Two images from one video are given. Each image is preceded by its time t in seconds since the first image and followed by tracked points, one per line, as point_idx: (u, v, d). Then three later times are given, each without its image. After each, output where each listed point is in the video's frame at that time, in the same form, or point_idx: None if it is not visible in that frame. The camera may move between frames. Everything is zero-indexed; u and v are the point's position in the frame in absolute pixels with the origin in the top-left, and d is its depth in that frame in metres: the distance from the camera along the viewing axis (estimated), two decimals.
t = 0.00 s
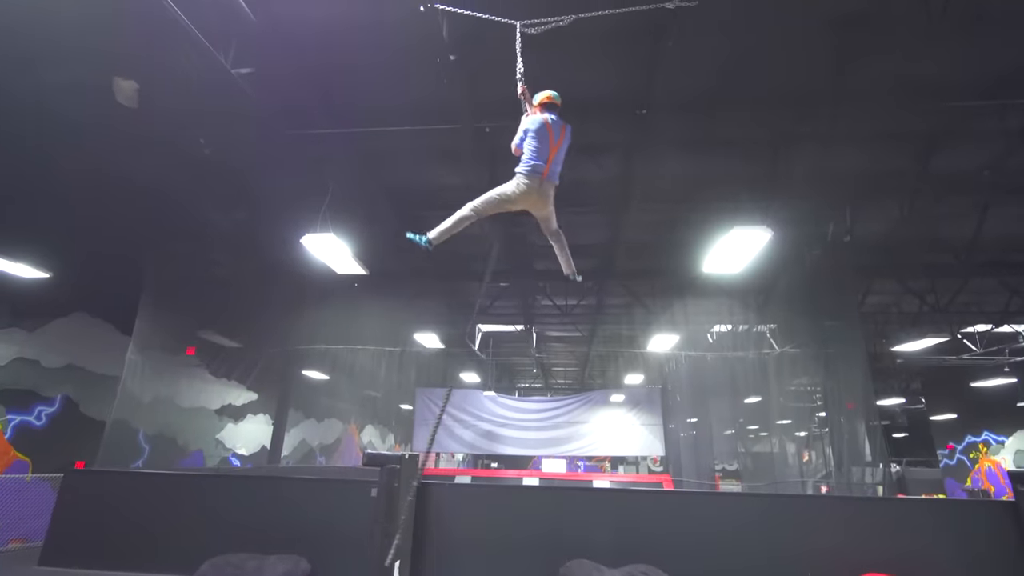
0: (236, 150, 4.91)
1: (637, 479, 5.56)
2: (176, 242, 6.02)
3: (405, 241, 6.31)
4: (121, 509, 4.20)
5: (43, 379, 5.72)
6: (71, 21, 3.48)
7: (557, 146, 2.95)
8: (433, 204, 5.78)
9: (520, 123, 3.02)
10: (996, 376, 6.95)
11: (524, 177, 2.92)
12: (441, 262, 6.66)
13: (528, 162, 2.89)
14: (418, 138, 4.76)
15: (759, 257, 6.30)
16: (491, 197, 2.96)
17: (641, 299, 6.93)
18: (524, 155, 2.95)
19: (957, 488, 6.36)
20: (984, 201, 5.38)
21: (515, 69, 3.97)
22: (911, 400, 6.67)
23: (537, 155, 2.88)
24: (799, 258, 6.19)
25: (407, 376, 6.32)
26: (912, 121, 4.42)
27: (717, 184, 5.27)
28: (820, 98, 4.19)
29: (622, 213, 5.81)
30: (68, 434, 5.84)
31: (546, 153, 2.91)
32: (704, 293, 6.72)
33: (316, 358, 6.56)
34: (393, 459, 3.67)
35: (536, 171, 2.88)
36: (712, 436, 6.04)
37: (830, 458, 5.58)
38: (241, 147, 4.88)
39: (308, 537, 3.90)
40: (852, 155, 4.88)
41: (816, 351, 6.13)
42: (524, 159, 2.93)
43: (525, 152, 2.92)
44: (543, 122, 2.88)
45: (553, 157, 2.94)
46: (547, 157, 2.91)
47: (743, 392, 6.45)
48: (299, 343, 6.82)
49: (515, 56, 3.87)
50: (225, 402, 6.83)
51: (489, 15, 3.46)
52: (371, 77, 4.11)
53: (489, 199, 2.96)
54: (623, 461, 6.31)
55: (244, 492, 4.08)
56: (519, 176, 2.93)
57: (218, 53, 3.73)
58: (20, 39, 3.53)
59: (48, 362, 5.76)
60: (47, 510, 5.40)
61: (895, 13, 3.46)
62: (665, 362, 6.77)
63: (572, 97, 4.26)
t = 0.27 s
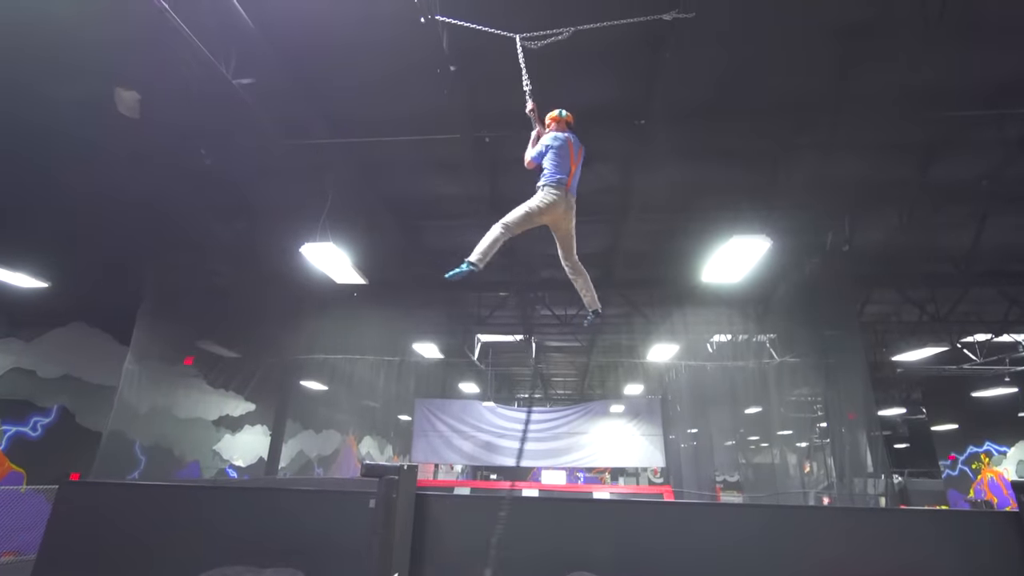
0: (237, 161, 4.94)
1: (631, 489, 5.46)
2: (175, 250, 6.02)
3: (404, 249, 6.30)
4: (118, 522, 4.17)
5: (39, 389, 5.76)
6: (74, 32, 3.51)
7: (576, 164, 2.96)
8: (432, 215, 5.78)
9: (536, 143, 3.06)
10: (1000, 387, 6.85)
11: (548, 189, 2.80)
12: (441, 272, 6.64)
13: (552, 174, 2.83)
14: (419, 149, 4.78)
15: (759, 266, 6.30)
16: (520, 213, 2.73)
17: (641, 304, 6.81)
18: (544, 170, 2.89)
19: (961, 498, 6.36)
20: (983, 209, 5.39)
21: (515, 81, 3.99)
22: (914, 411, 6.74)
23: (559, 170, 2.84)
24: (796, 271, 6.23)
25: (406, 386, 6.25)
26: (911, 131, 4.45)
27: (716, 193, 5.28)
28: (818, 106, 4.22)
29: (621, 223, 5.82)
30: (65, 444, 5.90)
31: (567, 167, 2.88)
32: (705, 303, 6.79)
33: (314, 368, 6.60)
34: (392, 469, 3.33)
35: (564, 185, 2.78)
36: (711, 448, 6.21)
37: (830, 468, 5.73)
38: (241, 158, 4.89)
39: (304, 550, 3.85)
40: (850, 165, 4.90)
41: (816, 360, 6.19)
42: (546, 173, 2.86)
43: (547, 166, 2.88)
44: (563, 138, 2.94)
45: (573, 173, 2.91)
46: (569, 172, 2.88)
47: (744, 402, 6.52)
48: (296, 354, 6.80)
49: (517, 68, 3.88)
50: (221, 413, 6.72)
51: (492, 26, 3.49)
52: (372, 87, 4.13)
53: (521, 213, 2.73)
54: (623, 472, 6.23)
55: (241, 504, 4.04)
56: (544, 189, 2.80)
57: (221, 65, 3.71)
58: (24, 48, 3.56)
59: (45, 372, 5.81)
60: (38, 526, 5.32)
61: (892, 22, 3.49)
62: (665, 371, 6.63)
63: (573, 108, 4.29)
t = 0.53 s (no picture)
0: (240, 172, 4.99)
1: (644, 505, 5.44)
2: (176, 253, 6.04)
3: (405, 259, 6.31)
4: (114, 533, 4.13)
5: (37, 402, 5.70)
6: (84, 43, 3.56)
7: (559, 188, 3.07)
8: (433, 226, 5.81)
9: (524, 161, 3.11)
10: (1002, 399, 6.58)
11: (537, 212, 2.87)
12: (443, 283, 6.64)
13: (539, 196, 2.90)
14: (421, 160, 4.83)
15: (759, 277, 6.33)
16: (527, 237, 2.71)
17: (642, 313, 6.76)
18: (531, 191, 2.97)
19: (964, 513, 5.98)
20: (980, 219, 5.44)
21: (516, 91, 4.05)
22: (914, 423, 6.58)
23: (546, 194, 2.92)
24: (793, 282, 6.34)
25: (406, 398, 6.23)
26: (907, 143, 4.51)
27: (716, 205, 5.31)
28: (815, 118, 4.29)
29: (621, 234, 5.86)
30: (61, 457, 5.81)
31: (553, 192, 2.98)
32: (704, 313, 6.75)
33: (314, 380, 6.43)
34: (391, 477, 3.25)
35: (552, 211, 2.87)
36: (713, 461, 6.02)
37: (833, 482, 5.69)
38: (243, 168, 4.94)
39: (301, 561, 3.80)
40: (848, 177, 4.96)
41: (819, 369, 6.12)
42: (534, 193, 2.93)
43: (536, 187, 2.95)
44: (554, 162, 3.02)
45: (557, 197, 3.02)
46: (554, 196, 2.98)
47: (745, 414, 6.42)
48: (297, 364, 6.60)
49: (519, 79, 3.94)
50: (220, 424, 6.36)
51: (495, 38, 3.55)
52: (375, 98, 4.17)
53: (532, 237, 2.71)
54: (623, 486, 6.18)
55: (239, 514, 4.01)
56: (534, 210, 2.86)
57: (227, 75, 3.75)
58: (33, 56, 3.62)
59: (44, 381, 5.77)
60: (35, 535, 5.26)
61: (886, 37, 3.57)
62: (666, 383, 6.61)
63: (573, 120, 4.36)
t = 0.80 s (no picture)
0: (245, 174, 5.03)
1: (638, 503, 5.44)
2: (182, 254, 6.07)
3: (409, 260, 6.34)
4: (118, 533, 4.14)
5: (41, 403, 5.70)
6: (97, 45, 3.61)
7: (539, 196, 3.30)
8: (437, 228, 5.83)
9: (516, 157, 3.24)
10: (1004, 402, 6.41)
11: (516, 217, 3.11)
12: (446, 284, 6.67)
13: (522, 202, 3.12)
14: (426, 161, 4.86)
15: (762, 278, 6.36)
16: (498, 235, 3.03)
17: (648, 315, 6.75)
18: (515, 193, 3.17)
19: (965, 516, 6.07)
20: (981, 221, 5.46)
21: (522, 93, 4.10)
22: (916, 428, 6.25)
23: (526, 201, 3.15)
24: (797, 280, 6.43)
25: (410, 400, 6.08)
26: (907, 146, 4.56)
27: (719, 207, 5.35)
28: (816, 121, 4.34)
29: (624, 236, 5.89)
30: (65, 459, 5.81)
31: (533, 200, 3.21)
32: (706, 315, 6.67)
33: (314, 382, 6.36)
34: (398, 477, 3.64)
35: (526, 218, 3.13)
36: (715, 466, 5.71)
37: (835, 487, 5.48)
38: (249, 170, 4.97)
39: (305, 561, 3.81)
40: (848, 179, 5.01)
41: (822, 370, 6.09)
42: (518, 197, 3.14)
43: (521, 191, 3.14)
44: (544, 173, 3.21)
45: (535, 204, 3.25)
46: (532, 204, 3.20)
47: (748, 417, 6.02)
48: (302, 364, 6.52)
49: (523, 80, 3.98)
50: (223, 427, 6.41)
51: (500, 37, 3.57)
52: (381, 101, 4.22)
53: (504, 236, 3.04)
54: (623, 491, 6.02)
55: (244, 514, 4.01)
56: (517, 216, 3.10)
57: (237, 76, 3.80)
58: (44, 58, 3.67)
59: (48, 383, 5.76)
60: (40, 537, 5.27)
61: (887, 40, 3.63)
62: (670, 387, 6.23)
63: (576, 124, 4.42)
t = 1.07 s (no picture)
0: (248, 170, 5.06)
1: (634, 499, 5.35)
2: (185, 249, 6.11)
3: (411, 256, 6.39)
4: (123, 524, 4.17)
5: (46, 397, 5.70)
6: (107, 40, 3.66)
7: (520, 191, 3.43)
8: (438, 224, 5.87)
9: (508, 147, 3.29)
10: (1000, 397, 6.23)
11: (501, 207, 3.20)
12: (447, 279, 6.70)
13: (509, 194, 3.22)
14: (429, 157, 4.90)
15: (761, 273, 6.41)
16: (485, 215, 3.12)
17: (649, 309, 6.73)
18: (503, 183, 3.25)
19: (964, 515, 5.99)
20: (977, 217, 5.53)
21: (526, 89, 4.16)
22: (914, 425, 5.67)
23: (512, 193, 3.27)
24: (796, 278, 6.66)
25: (414, 392, 6.06)
26: (903, 142, 4.62)
27: (719, 203, 5.41)
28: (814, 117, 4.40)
29: (624, 232, 5.94)
30: (67, 453, 5.82)
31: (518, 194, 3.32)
32: (705, 311, 6.74)
33: (323, 377, 6.31)
34: (402, 466, 3.64)
35: (510, 208, 3.24)
36: (715, 463, 5.67)
37: (835, 485, 5.47)
38: (253, 167, 5.00)
39: (310, 551, 3.85)
40: (846, 176, 5.06)
41: (821, 362, 6.15)
42: (506, 189, 3.22)
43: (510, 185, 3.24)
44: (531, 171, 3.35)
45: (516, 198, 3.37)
46: (515, 198, 3.32)
47: (747, 413, 6.01)
48: (304, 357, 6.49)
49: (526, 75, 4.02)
50: (224, 423, 6.37)
51: (503, 31, 3.61)
52: (385, 97, 4.26)
53: (491, 218, 3.14)
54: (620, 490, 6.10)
55: (248, 505, 4.05)
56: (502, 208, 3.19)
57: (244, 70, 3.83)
58: (52, 52, 3.71)
59: (52, 378, 5.76)
60: (43, 531, 5.33)
61: (885, 38, 3.70)
62: (669, 382, 6.17)
63: (576, 120, 4.48)
